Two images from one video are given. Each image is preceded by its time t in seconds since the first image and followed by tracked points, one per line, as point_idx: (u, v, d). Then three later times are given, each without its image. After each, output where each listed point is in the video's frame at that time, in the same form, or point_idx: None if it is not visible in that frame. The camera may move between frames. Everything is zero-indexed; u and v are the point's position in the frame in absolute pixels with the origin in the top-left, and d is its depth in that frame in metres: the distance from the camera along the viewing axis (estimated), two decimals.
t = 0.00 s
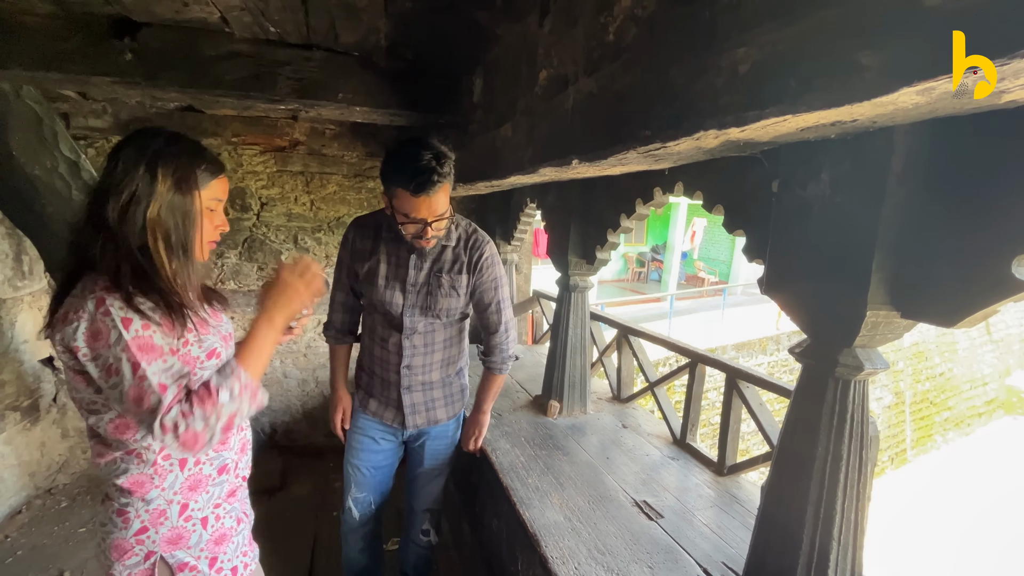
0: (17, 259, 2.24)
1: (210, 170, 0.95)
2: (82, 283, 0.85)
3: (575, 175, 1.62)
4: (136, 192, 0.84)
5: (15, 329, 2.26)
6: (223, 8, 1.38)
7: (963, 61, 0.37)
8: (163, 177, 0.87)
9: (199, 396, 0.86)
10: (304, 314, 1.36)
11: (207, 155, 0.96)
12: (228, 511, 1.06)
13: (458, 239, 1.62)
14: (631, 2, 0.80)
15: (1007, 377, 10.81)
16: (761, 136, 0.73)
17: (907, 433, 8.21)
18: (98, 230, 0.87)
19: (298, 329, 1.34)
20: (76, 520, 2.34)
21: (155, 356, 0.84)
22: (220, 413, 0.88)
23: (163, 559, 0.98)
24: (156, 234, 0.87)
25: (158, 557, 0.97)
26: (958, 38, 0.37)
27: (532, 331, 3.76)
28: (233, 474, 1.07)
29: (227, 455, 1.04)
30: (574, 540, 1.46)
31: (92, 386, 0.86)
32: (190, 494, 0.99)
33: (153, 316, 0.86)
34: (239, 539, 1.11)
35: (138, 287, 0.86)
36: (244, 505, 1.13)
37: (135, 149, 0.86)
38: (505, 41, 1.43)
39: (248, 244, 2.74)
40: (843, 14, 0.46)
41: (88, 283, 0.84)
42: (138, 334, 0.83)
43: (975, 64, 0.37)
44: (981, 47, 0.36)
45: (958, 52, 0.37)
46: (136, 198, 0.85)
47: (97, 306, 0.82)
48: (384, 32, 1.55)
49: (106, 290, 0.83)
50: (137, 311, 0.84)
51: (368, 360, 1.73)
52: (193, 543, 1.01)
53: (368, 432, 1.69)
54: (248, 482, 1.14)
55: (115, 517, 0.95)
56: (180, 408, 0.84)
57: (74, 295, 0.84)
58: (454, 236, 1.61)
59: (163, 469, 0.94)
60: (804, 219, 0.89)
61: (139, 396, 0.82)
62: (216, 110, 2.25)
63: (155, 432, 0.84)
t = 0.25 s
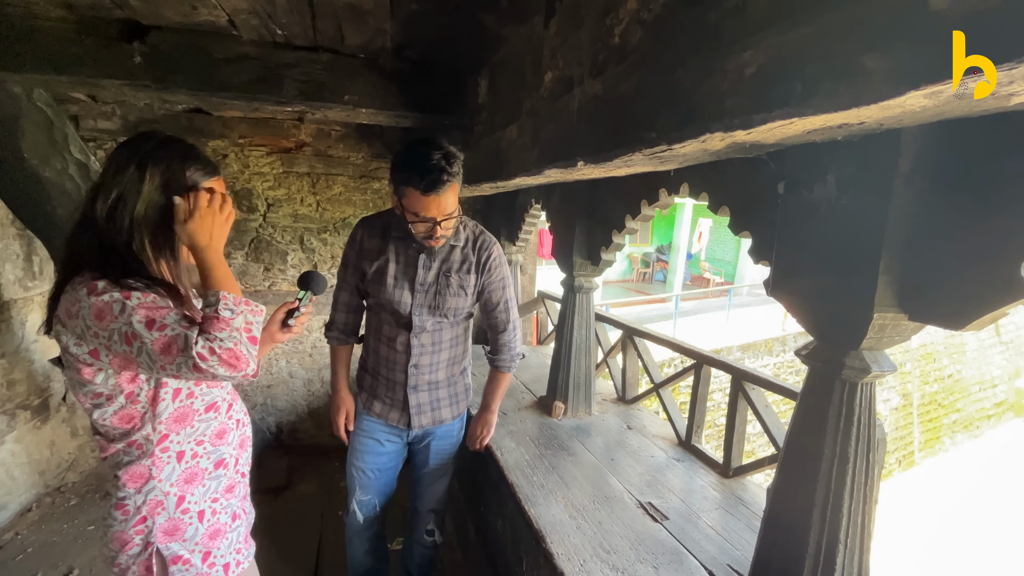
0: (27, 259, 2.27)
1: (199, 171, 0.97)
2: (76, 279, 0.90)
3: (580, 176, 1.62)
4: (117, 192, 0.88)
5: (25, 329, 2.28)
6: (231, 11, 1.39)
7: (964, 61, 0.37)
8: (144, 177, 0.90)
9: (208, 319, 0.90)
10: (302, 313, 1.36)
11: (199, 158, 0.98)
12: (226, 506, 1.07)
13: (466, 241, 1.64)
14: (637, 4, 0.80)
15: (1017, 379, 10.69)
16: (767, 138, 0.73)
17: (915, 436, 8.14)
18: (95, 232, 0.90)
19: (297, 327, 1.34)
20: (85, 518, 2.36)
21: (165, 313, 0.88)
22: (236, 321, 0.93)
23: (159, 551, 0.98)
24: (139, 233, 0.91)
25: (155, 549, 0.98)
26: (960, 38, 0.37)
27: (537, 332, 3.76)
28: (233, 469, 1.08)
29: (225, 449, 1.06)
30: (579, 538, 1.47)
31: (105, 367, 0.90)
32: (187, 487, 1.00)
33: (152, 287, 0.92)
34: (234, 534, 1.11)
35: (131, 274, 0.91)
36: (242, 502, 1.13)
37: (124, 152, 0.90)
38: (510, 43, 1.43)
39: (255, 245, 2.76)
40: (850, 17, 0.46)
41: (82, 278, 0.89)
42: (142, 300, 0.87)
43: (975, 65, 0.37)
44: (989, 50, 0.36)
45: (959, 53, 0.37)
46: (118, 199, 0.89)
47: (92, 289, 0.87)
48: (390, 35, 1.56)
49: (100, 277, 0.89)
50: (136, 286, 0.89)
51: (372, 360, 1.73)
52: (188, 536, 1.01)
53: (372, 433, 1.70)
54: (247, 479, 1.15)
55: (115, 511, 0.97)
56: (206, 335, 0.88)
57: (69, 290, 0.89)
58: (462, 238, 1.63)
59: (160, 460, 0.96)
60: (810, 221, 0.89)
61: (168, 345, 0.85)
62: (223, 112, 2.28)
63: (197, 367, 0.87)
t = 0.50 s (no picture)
0: (34, 257, 2.28)
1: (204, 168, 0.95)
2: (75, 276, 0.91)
3: (585, 174, 1.61)
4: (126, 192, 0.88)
5: (32, 327, 2.30)
6: (236, 10, 1.39)
7: (965, 61, 0.37)
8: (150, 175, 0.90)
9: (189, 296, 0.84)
10: (308, 312, 1.35)
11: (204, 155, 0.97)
12: (223, 505, 1.07)
13: (471, 232, 1.64)
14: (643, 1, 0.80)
15: None
16: (776, 135, 0.72)
17: (922, 436, 8.08)
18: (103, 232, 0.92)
19: (302, 327, 1.34)
20: (92, 514, 2.37)
21: (155, 296, 0.86)
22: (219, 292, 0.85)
23: (154, 547, 0.98)
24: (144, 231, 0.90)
25: (151, 544, 0.97)
26: (959, 39, 0.38)
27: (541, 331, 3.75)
28: (230, 467, 1.08)
29: (224, 447, 1.06)
30: (591, 518, 1.49)
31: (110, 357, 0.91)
32: (184, 483, 1.00)
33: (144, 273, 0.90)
34: (231, 532, 1.11)
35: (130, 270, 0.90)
36: (239, 501, 1.12)
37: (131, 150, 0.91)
38: (515, 41, 1.42)
39: (259, 244, 2.77)
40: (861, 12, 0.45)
41: (80, 274, 0.90)
42: (137, 285, 0.86)
43: (975, 65, 0.37)
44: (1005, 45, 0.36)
45: (958, 52, 0.37)
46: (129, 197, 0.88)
47: (88, 282, 0.88)
48: (395, 34, 1.56)
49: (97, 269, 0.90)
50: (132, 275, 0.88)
51: (378, 360, 1.72)
52: (184, 532, 1.01)
53: (377, 432, 1.70)
54: (245, 477, 1.16)
55: (114, 505, 0.97)
56: (191, 314, 0.83)
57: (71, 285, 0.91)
58: (467, 231, 1.64)
59: (158, 455, 0.96)
60: (818, 219, 0.88)
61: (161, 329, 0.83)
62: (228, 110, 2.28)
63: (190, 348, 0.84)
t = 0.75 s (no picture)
0: (43, 253, 2.30)
1: (210, 163, 0.95)
2: (82, 271, 0.92)
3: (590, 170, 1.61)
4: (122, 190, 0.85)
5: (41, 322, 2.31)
6: (241, 5, 1.39)
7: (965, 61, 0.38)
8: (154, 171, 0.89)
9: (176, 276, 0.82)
10: (317, 310, 1.34)
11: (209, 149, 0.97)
12: (223, 501, 1.07)
13: (465, 218, 1.66)
14: None
15: None
16: (784, 129, 0.71)
17: (929, 435, 8.02)
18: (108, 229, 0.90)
19: (312, 324, 1.33)
20: (100, 508, 2.40)
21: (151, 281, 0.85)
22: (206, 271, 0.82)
23: (156, 539, 0.98)
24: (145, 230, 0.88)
25: (152, 536, 0.98)
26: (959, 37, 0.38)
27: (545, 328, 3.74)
28: (234, 462, 1.09)
29: (228, 441, 1.07)
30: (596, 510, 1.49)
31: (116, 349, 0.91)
32: (187, 476, 1.00)
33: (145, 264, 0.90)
34: (233, 525, 1.11)
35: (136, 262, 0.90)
36: (241, 496, 1.13)
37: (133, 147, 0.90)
38: (521, 36, 1.42)
39: (265, 240, 2.78)
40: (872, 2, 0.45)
41: (86, 269, 0.91)
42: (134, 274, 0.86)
43: (975, 64, 0.38)
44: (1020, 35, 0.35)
45: (958, 53, 0.38)
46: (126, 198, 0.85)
47: (93, 272, 0.89)
48: (399, 29, 1.55)
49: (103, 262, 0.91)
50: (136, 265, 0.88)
51: (389, 360, 1.72)
52: (186, 524, 1.01)
53: (386, 428, 1.71)
54: (250, 472, 1.16)
55: (119, 496, 0.98)
56: (178, 295, 0.80)
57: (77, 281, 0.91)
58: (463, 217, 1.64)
59: (161, 447, 0.97)
60: (826, 215, 0.87)
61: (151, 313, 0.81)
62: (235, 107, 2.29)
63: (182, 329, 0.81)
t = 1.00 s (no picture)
0: (52, 248, 2.32)
1: (225, 153, 0.97)
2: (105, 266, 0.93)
3: (596, 164, 1.60)
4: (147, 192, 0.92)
5: (50, 316, 2.33)
6: None
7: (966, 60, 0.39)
8: (172, 163, 0.93)
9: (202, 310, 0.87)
10: (332, 305, 1.33)
11: (226, 139, 0.99)
12: (235, 495, 1.08)
13: (470, 212, 1.65)
14: None
15: None
16: (793, 119, 0.70)
17: (936, 433, 7.97)
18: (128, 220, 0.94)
19: (327, 318, 1.33)
20: (109, 500, 2.42)
21: (177, 301, 0.89)
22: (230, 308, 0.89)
23: (168, 533, 1.00)
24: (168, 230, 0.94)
25: (164, 530, 0.99)
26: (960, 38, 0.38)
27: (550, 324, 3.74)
28: (246, 457, 1.09)
29: (241, 437, 1.07)
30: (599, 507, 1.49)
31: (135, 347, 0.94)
32: (200, 472, 1.01)
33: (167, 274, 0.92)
34: (247, 518, 1.11)
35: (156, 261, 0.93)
36: (251, 489, 1.13)
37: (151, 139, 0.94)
38: (526, 29, 1.41)
39: (271, 235, 2.79)
40: None
41: (110, 264, 0.93)
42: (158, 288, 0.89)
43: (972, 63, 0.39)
44: None
45: (959, 53, 0.39)
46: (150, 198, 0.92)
47: (117, 274, 0.90)
48: (405, 22, 1.55)
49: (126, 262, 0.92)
50: (157, 272, 0.91)
51: (395, 355, 1.73)
52: (198, 520, 1.02)
53: (390, 423, 1.71)
54: (261, 466, 1.16)
55: (130, 489, 0.99)
56: (203, 327, 0.86)
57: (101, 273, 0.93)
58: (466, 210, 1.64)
59: (175, 443, 0.97)
60: (835, 207, 0.86)
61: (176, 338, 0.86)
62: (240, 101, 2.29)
63: (202, 358, 0.87)
